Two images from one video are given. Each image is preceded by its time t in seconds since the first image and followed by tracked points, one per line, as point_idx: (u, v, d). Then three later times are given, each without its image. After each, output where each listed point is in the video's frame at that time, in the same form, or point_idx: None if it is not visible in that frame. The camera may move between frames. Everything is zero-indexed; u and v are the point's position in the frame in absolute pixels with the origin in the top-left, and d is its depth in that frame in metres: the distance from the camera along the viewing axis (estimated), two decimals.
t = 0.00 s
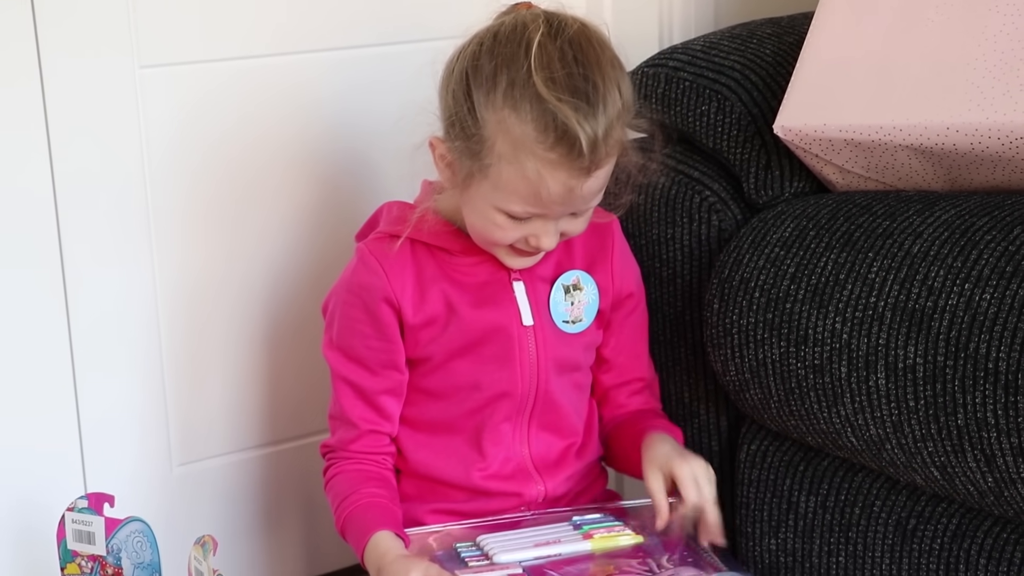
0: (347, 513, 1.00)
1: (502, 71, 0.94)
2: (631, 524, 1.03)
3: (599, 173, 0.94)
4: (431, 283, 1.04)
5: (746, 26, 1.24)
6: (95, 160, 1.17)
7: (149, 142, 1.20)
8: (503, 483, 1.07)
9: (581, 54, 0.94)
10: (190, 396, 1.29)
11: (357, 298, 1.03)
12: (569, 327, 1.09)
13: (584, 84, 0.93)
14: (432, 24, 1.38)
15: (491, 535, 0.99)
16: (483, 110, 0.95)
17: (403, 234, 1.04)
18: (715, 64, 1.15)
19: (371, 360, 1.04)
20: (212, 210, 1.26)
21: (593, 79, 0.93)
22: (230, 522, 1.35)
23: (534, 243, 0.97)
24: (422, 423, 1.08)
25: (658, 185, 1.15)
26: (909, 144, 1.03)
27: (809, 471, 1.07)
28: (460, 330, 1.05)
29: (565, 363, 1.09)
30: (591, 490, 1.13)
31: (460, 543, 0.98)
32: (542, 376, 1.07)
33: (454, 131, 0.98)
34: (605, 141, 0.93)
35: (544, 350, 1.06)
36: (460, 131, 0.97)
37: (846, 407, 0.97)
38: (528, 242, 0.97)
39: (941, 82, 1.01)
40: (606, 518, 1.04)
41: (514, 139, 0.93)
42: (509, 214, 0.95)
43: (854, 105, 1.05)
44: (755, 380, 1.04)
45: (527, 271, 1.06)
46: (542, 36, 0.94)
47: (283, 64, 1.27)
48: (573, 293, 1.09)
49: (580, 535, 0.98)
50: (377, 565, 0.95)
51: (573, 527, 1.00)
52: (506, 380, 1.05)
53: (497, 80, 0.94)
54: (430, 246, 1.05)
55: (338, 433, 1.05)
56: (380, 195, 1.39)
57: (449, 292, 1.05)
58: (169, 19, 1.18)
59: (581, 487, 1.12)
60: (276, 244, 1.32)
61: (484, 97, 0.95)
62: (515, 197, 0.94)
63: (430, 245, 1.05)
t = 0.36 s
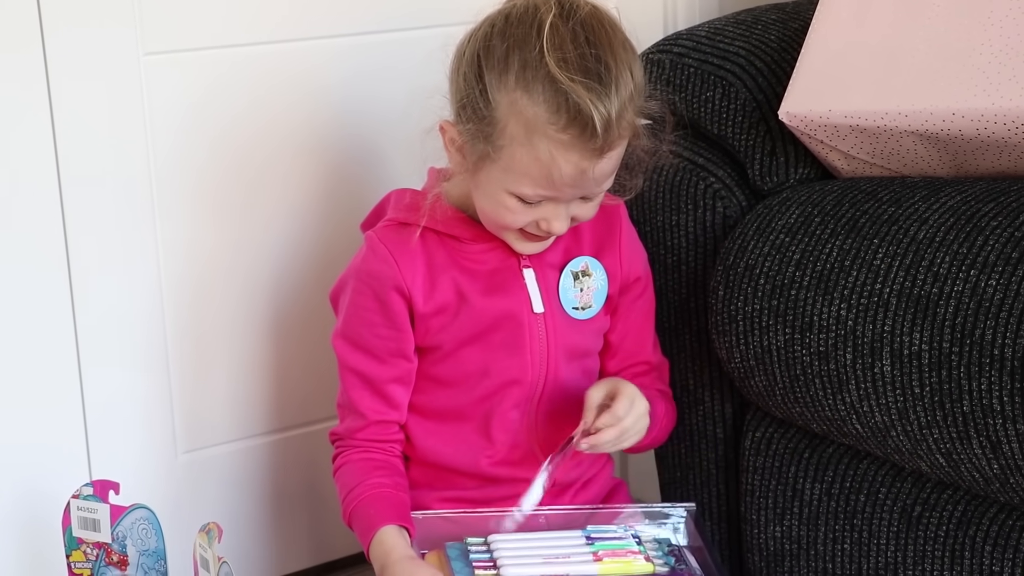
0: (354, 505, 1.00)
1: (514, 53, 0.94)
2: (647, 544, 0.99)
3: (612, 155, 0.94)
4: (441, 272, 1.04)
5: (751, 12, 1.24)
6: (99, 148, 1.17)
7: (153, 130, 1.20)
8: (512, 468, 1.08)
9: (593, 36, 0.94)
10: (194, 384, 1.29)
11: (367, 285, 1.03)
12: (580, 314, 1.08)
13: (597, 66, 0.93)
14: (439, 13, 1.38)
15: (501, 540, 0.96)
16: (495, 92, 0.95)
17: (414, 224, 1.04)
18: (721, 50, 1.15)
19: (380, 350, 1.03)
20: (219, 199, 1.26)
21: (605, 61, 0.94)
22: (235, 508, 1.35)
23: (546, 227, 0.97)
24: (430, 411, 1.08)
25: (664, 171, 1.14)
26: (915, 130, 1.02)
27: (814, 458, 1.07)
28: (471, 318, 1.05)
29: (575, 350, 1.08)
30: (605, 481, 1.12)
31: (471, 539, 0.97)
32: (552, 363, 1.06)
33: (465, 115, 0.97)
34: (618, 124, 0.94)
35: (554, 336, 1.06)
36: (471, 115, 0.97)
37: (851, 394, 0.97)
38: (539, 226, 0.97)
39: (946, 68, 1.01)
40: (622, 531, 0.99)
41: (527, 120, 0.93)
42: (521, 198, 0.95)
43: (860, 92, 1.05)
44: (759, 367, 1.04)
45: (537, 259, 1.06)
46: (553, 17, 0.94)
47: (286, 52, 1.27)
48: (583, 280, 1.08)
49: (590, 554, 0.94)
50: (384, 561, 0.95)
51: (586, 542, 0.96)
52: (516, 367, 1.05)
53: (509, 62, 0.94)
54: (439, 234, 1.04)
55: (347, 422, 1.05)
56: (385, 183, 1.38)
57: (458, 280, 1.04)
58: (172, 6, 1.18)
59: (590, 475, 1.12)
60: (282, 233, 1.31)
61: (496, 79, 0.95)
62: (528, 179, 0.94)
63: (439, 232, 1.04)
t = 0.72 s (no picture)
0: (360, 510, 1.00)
1: (514, 38, 0.95)
2: (655, 545, 0.99)
3: (617, 136, 0.94)
4: (449, 272, 1.04)
5: (757, 12, 1.24)
6: (104, 149, 1.17)
7: (158, 129, 1.20)
8: (518, 468, 1.07)
9: (591, 18, 0.95)
10: (199, 385, 1.29)
11: (374, 285, 1.02)
12: (589, 314, 1.08)
13: (596, 45, 0.94)
14: (444, 14, 1.38)
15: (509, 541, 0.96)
16: (496, 78, 0.95)
17: (424, 222, 1.04)
18: (726, 50, 1.15)
19: (386, 350, 1.03)
20: (223, 198, 1.26)
21: (605, 40, 0.94)
22: (241, 508, 1.35)
23: (556, 219, 0.96)
24: (437, 412, 1.08)
25: (669, 171, 1.15)
26: (920, 130, 1.02)
27: (820, 458, 1.06)
28: (480, 318, 1.04)
29: (584, 350, 1.08)
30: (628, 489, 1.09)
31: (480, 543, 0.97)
32: (560, 364, 1.06)
33: (468, 106, 0.98)
34: (621, 103, 0.94)
35: (564, 337, 1.06)
36: (474, 105, 0.97)
37: (857, 395, 0.97)
38: (549, 218, 0.97)
39: (952, 68, 1.00)
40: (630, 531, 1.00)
41: (529, 101, 0.93)
42: (527, 186, 0.95)
43: (865, 91, 1.05)
44: (765, 367, 1.04)
45: (547, 259, 1.06)
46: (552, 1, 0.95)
47: (290, 52, 1.27)
48: (593, 280, 1.08)
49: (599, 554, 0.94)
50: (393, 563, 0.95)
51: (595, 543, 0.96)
52: (524, 369, 1.05)
53: (509, 47, 0.95)
54: (448, 233, 1.04)
55: (352, 424, 1.05)
56: (389, 183, 1.39)
57: (468, 281, 1.04)
58: (176, 6, 1.18)
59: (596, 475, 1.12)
60: (288, 234, 1.32)
61: (497, 66, 0.95)
62: (533, 164, 0.93)
63: (448, 233, 1.04)
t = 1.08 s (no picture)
0: (359, 525, 1.01)
1: (518, 42, 0.94)
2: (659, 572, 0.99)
3: (618, 145, 0.94)
4: (456, 273, 1.03)
5: (761, 11, 1.23)
6: (107, 146, 1.17)
7: (161, 126, 1.20)
8: (522, 470, 1.07)
9: (596, 23, 0.94)
10: (201, 383, 1.29)
11: (380, 285, 1.02)
12: (597, 315, 1.08)
13: (599, 52, 0.93)
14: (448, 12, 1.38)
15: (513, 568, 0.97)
16: (500, 83, 0.95)
17: (428, 222, 1.04)
18: (730, 49, 1.15)
19: (391, 350, 1.03)
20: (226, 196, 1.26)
21: (609, 48, 0.93)
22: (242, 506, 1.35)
23: (557, 223, 0.96)
24: (443, 411, 1.08)
25: (672, 172, 1.14)
26: (924, 130, 1.02)
27: (823, 459, 1.06)
28: (487, 318, 1.04)
29: (591, 351, 1.08)
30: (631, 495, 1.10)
31: (483, 559, 0.99)
32: (567, 364, 1.06)
33: (472, 109, 0.98)
34: (623, 112, 0.93)
35: (571, 338, 1.06)
36: (478, 108, 0.97)
37: (860, 395, 0.96)
38: (550, 222, 0.97)
39: (956, 68, 1.00)
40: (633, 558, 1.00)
41: (531, 108, 0.93)
42: (528, 190, 0.95)
43: (869, 91, 1.05)
44: (768, 367, 1.04)
45: (555, 259, 1.05)
46: (557, 5, 0.94)
47: (293, 50, 1.27)
48: (602, 280, 1.08)
49: None
50: None
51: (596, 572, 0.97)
52: (532, 370, 1.05)
53: (513, 52, 0.94)
54: (454, 233, 1.04)
55: (354, 426, 1.05)
56: (393, 182, 1.38)
57: (475, 281, 1.04)
58: (179, 3, 1.18)
59: (597, 475, 1.12)
60: (291, 231, 1.32)
61: (500, 70, 0.95)
62: (534, 170, 0.93)
63: (455, 233, 1.04)
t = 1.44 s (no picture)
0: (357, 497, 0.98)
1: (524, 60, 0.94)
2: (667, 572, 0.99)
3: (622, 165, 0.94)
4: (460, 275, 1.03)
5: (765, 11, 1.23)
6: (112, 147, 1.17)
7: (166, 127, 1.20)
8: (525, 472, 1.07)
9: (604, 42, 0.94)
10: (205, 383, 1.29)
11: (383, 283, 1.02)
12: (598, 319, 1.08)
13: (607, 73, 0.93)
14: (453, 14, 1.38)
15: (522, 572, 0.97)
16: (505, 99, 0.95)
17: (432, 224, 1.04)
18: (735, 50, 1.15)
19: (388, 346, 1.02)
20: (230, 197, 1.26)
21: (616, 68, 0.93)
22: (247, 507, 1.35)
23: (558, 237, 0.96)
24: (442, 413, 1.08)
25: (677, 173, 1.14)
26: (930, 131, 1.02)
27: (828, 459, 1.06)
28: (489, 322, 1.04)
29: (593, 354, 1.08)
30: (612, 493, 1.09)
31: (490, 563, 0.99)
32: (570, 367, 1.06)
33: (476, 122, 0.97)
34: (629, 132, 0.93)
35: (573, 342, 1.06)
36: (482, 122, 0.97)
37: (865, 396, 0.96)
38: (553, 236, 0.97)
39: (963, 68, 1.00)
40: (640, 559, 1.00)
41: (537, 127, 0.93)
42: (531, 206, 0.95)
43: (874, 92, 1.05)
44: (773, 367, 1.03)
45: (557, 263, 1.05)
46: (565, 23, 0.94)
47: (297, 50, 1.27)
48: (602, 284, 1.08)
49: None
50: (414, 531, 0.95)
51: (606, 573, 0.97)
52: (535, 373, 1.05)
53: (520, 69, 0.94)
54: (459, 237, 1.04)
55: (335, 411, 1.02)
56: (397, 182, 1.38)
57: (478, 283, 1.04)
58: (183, 5, 1.18)
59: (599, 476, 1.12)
60: (294, 232, 1.32)
61: (506, 87, 0.95)
62: (538, 188, 0.93)
63: (460, 237, 1.04)
